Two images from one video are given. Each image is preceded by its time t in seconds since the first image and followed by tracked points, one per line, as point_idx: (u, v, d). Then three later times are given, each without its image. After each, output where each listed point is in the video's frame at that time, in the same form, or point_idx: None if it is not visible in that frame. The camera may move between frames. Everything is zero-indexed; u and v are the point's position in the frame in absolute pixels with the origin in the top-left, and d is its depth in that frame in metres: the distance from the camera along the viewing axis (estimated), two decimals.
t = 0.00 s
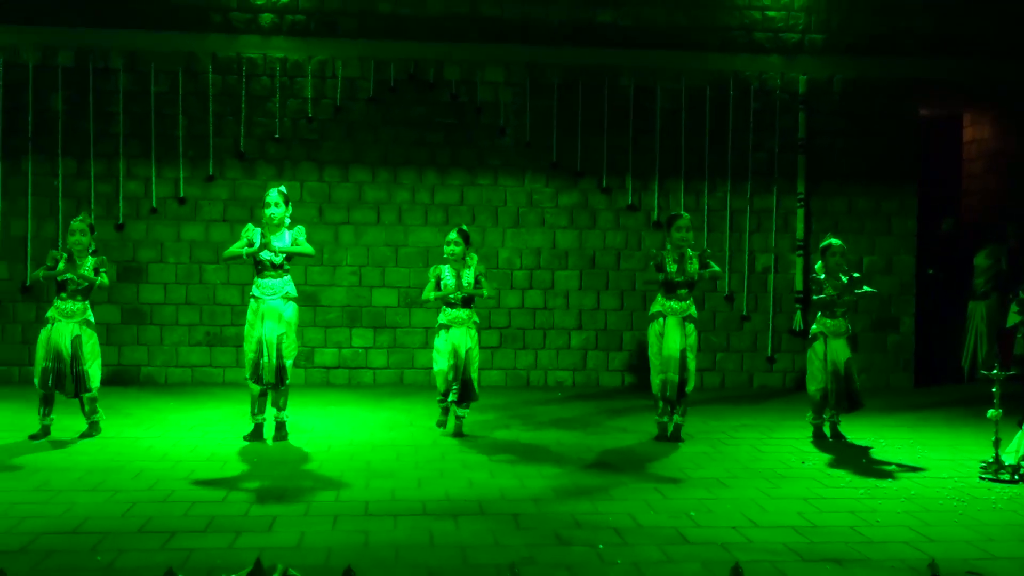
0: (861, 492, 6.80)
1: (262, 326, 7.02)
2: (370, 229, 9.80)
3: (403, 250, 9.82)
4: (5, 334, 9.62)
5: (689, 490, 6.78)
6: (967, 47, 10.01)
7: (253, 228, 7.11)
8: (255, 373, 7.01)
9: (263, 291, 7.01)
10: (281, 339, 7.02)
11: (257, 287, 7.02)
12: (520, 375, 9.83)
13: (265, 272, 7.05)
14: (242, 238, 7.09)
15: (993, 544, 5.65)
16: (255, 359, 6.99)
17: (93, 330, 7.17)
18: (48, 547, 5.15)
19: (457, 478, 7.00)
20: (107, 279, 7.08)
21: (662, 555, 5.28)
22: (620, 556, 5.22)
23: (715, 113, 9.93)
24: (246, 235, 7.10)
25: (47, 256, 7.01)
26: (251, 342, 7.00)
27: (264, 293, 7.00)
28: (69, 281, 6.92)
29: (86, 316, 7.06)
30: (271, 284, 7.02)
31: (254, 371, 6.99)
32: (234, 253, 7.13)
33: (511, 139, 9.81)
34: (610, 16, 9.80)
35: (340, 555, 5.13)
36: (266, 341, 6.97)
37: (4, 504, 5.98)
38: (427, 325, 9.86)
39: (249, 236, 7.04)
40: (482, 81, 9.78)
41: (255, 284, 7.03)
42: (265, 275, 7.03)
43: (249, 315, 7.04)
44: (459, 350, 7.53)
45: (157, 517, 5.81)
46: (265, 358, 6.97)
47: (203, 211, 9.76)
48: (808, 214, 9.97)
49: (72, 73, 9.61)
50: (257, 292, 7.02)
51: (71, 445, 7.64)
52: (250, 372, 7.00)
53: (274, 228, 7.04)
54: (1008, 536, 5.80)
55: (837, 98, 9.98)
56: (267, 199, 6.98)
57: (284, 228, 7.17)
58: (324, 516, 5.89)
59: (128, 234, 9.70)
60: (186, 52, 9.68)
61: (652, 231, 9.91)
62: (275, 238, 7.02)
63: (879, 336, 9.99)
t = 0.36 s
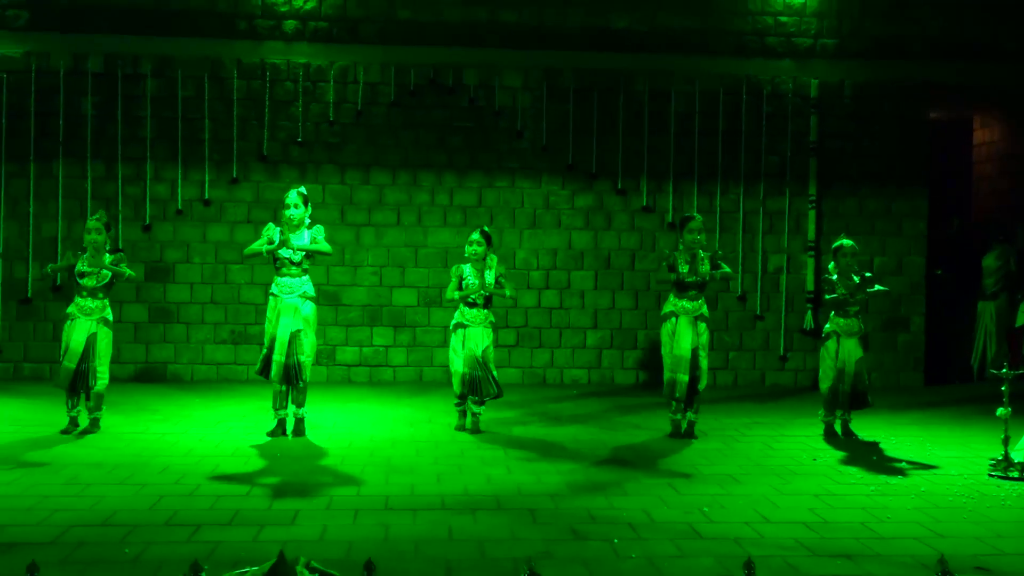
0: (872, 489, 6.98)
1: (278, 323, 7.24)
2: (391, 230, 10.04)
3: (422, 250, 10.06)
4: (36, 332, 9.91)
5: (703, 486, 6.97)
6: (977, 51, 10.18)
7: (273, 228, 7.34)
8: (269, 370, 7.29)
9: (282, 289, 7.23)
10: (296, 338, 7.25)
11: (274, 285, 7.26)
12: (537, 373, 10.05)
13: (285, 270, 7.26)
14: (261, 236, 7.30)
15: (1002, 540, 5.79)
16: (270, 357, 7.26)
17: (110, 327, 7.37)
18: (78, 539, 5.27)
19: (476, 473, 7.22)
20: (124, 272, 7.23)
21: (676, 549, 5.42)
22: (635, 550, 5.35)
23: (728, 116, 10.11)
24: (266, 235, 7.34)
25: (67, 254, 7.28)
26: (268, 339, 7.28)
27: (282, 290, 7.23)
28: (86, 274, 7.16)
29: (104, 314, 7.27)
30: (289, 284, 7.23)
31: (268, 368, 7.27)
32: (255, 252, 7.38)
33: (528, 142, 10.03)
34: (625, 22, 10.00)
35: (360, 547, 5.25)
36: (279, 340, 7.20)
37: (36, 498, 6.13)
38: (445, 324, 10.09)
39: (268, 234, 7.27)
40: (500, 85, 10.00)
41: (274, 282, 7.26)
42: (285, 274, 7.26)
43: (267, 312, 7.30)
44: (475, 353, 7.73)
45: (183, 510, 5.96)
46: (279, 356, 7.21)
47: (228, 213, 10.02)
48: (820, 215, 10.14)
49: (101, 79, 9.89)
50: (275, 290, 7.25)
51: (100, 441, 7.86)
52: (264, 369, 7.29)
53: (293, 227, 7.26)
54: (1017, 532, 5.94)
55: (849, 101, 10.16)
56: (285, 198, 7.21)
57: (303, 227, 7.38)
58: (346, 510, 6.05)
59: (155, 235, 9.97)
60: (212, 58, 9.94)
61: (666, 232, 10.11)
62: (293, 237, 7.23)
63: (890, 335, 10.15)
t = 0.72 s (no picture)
0: (877, 486, 7.16)
1: (299, 322, 7.51)
2: (406, 231, 10.28)
3: (437, 251, 10.31)
4: (63, 330, 10.21)
5: (711, 482, 7.18)
6: (981, 56, 10.36)
7: (292, 230, 7.59)
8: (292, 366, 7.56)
9: (303, 289, 7.48)
10: (317, 337, 7.50)
11: (296, 285, 7.51)
12: (549, 371, 10.28)
13: (305, 270, 7.51)
14: (283, 237, 7.60)
15: (1004, 536, 5.95)
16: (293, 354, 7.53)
17: (129, 331, 7.54)
18: (102, 531, 5.48)
19: (490, 469, 7.46)
20: (141, 277, 7.37)
21: (685, 544, 5.60)
22: (644, 545, 5.54)
23: (737, 119, 10.32)
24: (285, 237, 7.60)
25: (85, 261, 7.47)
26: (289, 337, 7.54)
27: (304, 291, 7.48)
28: (103, 280, 7.28)
29: (123, 317, 7.43)
30: (311, 284, 7.48)
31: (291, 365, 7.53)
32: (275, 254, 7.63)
33: (541, 145, 10.26)
34: (636, 27, 10.22)
35: (376, 541, 5.45)
36: (301, 339, 7.48)
37: (62, 491, 6.38)
38: (459, 323, 10.34)
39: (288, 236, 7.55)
40: (513, 89, 10.23)
41: (295, 283, 7.51)
42: (305, 274, 7.51)
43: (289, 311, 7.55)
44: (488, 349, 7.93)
45: (204, 504, 6.19)
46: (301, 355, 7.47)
47: (248, 214, 10.29)
48: (826, 217, 10.34)
49: (125, 84, 10.18)
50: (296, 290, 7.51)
51: (124, 437, 8.09)
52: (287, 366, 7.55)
53: (313, 228, 7.50)
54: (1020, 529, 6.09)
55: (855, 105, 10.35)
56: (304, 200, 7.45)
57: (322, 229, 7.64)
58: (363, 505, 6.29)
59: (177, 236, 10.24)
60: (233, 63, 10.21)
61: (676, 233, 10.32)
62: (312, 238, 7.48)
63: (896, 335, 10.33)
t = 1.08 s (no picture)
0: (881, 482, 7.36)
1: (319, 322, 7.76)
2: (420, 232, 10.55)
3: (450, 252, 10.57)
4: (87, 329, 10.52)
5: (717, 478, 7.39)
6: (983, 61, 10.56)
7: (309, 232, 7.84)
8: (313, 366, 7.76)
9: (320, 289, 7.75)
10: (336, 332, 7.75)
11: (313, 286, 7.77)
12: (559, 369, 10.52)
13: (322, 272, 7.77)
14: (300, 241, 7.86)
15: (1006, 531, 6.09)
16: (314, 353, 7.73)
17: (141, 324, 7.79)
18: (127, 524, 5.64)
19: (501, 464, 7.71)
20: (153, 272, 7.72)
21: (692, 539, 5.76)
22: (652, 539, 5.71)
23: (743, 123, 10.54)
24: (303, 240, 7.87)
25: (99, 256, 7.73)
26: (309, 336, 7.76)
27: (321, 290, 7.75)
28: (116, 276, 7.62)
29: (135, 311, 7.68)
30: (328, 284, 7.75)
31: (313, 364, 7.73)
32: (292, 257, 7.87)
33: (551, 148, 10.52)
34: (644, 34, 10.47)
35: (391, 533, 5.65)
36: (321, 338, 7.70)
37: (86, 485, 6.59)
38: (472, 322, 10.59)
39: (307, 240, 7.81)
40: (524, 94, 10.48)
41: (311, 285, 7.77)
42: (323, 275, 7.75)
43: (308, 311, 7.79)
44: (498, 347, 8.19)
45: (223, 498, 6.39)
46: (321, 353, 7.69)
47: (267, 216, 10.57)
48: (831, 218, 10.55)
49: (148, 89, 10.48)
50: (314, 289, 7.77)
51: (146, 433, 8.35)
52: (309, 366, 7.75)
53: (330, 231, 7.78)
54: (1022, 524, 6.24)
55: (859, 109, 10.56)
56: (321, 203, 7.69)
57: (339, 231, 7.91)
58: (379, 499, 6.52)
59: (197, 237, 10.54)
60: (252, 70, 10.50)
61: (683, 234, 10.55)
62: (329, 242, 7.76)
63: (899, 334, 10.53)
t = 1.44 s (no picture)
0: (883, 478, 7.55)
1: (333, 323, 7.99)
2: (431, 233, 10.79)
3: (460, 253, 10.82)
4: (107, 327, 10.80)
5: (723, 474, 7.59)
6: (984, 65, 10.74)
7: (323, 233, 8.11)
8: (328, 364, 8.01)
9: (335, 290, 7.99)
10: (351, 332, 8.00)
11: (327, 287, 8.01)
12: (567, 367, 10.76)
13: (336, 273, 8.01)
14: (314, 241, 8.11)
15: (1007, 527, 6.22)
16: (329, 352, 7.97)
17: (155, 324, 8.05)
18: (144, 518, 5.85)
19: (510, 460, 7.95)
20: (167, 274, 7.96)
21: (698, 534, 5.91)
22: (658, 534, 5.87)
23: (748, 126, 10.75)
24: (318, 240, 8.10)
25: (114, 256, 7.90)
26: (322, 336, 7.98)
27: (337, 291, 7.99)
28: (131, 276, 7.81)
29: (150, 311, 7.94)
30: (342, 285, 8.01)
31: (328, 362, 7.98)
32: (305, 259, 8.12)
33: (559, 151, 10.74)
34: (651, 39, 10.69)
35: (402, 528, 5.86)
36: (336, 338, 7.93)
37: (106, 480, 6.83)
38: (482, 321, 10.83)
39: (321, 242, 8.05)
40: (533, 98, 10.72)
41: (326, 286, 8.02)
42: (338, 276, 8.00)
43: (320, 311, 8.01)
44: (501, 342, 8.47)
45: (239, 493, 6.62)
46: (338, 352, 7.92)
47: (282, 217, 10.83)
48: (834, 220, 10.74)
49: (166, 94, 10.75)
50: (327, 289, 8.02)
51: (164, 430, 8.60)
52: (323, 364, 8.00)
53: (344, 233, 8.00)
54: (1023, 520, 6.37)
55: (862, 113, 10.75)
56: (336, 206, 7.92)
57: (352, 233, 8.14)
58: (391, 494, 6.74)
59: (215, 238, 10.81)
60: (268, 74, 10.76)
61: (689, 235, 10.76)
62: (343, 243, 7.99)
63: (901, 333, 10.72)
